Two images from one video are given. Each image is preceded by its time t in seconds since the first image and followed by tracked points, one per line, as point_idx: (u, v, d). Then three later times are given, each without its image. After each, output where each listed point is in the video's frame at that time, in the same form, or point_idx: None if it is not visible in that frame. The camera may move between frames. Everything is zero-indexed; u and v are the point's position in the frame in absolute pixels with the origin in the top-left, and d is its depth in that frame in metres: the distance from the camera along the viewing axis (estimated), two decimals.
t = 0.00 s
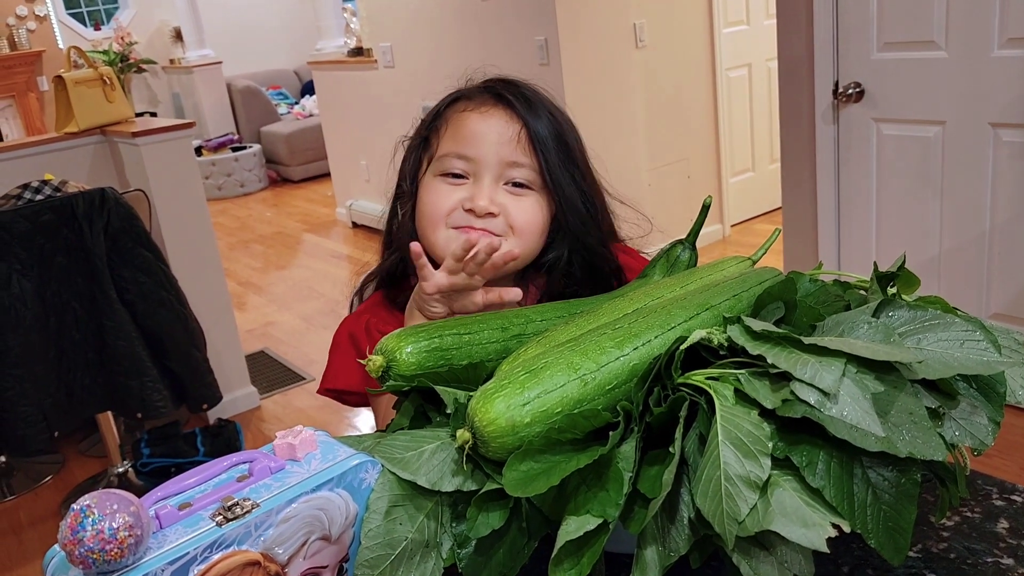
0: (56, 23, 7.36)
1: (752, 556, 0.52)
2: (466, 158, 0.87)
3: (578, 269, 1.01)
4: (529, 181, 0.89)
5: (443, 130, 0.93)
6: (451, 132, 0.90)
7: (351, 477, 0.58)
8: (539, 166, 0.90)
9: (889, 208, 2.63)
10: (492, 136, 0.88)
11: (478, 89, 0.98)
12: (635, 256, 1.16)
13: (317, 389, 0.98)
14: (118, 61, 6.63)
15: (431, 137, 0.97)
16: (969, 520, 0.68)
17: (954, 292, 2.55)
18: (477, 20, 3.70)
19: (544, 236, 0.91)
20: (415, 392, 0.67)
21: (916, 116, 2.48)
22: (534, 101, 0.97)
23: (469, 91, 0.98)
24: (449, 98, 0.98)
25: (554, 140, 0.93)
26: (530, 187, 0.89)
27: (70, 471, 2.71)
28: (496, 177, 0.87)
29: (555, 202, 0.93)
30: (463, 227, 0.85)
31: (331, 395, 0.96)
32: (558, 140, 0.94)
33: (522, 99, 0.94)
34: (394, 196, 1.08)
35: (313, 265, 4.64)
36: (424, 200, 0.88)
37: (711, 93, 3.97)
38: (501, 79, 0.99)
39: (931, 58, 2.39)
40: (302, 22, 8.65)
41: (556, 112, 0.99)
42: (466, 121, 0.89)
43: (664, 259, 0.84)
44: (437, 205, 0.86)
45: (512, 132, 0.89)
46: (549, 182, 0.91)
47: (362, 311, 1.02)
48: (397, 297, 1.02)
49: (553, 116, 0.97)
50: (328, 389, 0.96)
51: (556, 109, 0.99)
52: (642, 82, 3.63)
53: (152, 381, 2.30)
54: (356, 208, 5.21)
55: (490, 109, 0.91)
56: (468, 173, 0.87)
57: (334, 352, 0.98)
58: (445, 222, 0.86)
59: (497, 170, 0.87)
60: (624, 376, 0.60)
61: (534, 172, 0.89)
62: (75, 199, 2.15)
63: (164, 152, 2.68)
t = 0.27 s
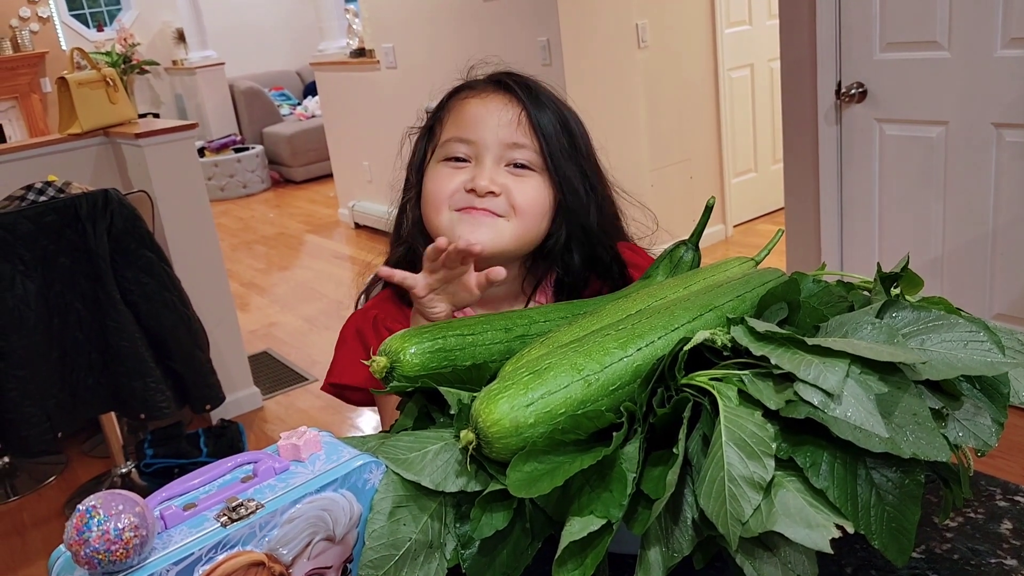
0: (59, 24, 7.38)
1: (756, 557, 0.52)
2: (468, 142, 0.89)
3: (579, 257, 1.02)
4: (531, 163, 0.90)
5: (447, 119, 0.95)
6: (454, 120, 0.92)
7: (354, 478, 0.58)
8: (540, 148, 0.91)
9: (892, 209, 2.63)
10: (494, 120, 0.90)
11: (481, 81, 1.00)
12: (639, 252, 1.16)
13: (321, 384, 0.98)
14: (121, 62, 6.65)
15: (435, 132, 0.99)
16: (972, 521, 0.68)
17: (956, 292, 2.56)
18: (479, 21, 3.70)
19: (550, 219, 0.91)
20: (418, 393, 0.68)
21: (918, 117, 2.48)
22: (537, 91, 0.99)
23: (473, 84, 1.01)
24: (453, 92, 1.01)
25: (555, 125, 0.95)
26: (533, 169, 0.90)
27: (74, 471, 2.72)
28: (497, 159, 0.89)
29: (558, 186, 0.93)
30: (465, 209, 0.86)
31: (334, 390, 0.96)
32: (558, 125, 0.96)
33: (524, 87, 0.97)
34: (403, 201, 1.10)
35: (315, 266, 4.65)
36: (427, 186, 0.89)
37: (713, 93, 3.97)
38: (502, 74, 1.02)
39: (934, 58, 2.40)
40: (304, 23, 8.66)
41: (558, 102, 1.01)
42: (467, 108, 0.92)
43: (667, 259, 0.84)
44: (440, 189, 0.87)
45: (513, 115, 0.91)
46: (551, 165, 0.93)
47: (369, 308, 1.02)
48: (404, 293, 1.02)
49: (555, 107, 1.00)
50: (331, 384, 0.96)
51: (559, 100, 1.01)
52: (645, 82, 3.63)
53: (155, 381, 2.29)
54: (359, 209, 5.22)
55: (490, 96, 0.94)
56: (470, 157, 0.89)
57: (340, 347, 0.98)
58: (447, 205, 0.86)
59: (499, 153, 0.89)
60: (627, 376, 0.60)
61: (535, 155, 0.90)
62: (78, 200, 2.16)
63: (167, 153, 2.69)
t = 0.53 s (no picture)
0: (62, 25, 7.39)
1: (756, 559, 0.52)
2: (446, 150, 0.92)
3: (568, 260, 1.03)
4: (509, 170, 0.94)
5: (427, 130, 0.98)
6: (433, 130, 0.95)
7: (355, 479, 0.58)
8: (517, 155, 0.95)
9: (893, 210, 2.63)
10: (471, 130, 0.93)
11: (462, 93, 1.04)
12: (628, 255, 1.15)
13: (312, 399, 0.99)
14: (123, 63, 6.66)
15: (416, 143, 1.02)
16: (973, 523, 0.67)
17: (958, 292, 2.56)
18: (481, 22, 3.70)
19: (529, 224, 0.95)
20: (419, 394, 0.68)
21: (920, 117, 2.48)
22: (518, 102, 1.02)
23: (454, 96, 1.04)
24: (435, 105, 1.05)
25: (535, 132, 0.99)
26: (511, 176, 0.93)
27: (76, 472, 2.72)
28: (475, 166, 0.92)
29: (539, 191, 0.97)
30: (443, 214, 0.88)
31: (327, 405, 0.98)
32: (538, 133, 0.99)
33: (504, 98, 1.00)
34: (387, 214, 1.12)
35: (317, 266, 4.65)
36: (408, 193, 0.92)
37: (715, 94, 3.97)
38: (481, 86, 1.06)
39: (935, 59, 2.40)
40: (305, 24, 8.67)
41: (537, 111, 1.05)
42: (446, 118, 0.95)
43: (668, 261, 0.84)
44: (418, 195, 0.90)
45: (491, 123, 0.95)
46: (530, 171, 0.96)
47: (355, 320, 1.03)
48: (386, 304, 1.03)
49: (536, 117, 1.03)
50: (324, 400, 0.97)
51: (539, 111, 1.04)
52: (647, 83, 3.63)
53: (156, 382, 2.30)
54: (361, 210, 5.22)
55: (469, 105, 0.97)
56: (448, 166, 0.92)
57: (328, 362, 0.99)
58: (425, 211, 0.89)
59: (477, 161, 0.92)
60: (627, 378, 0.60)
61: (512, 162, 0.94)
62: (80, 201, 2.16)
63: (169, 154, 2.69)
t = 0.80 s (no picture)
0: (64, 25, 7.40)
1: (758, 556, 0.52)
2: (413, 168, 0.92)
3: (546, 269, 1.03)
4: (478, 188, 0.93)
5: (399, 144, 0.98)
6: (403, 146, 0.95)
7: (358, 477, 0.58)
8: (486, 172, 0.94)
9: (895, 209, 2.63)
10: (438, 147, 0.93)
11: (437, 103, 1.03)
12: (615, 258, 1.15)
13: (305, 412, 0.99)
14: (125, 63, 6.67)
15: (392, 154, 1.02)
16: (975, 521, 0.68)
17: (960, 292, 2.56)
18: (482, 21, 3.71)
19: (500, 241, 0.94)
20: (421, 392, 0.68)
21: (922, 118, 2.48)
22: (492, 112, 1.01)
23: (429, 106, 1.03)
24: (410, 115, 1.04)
25: (506, 148, 0.97)
26: (479, 194, 0.93)
27: (78, 471, 2.73)
28: (442, 183, 0.92)
29: (510, 206, 0.96)
30: (409, 232, 0.90)
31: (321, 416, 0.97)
32: (509, 148, 0.98)
33: (475, 111, 0.99)
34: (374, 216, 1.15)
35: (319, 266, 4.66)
36: (379, 211, 0.93)
37: (716, 94, 3.97)
38: (458, 94, 1.04)
39: (937, 58, 2.40)
40: (307, 24, 8.68)
41: (513, 120, 1.03)
42: (415, 134, 0.95)
43: (669, 261, 0.84)
44: (387, 215, 0.92)
45: (458, 140, 0.94)
46: (502, 187, 0.96)
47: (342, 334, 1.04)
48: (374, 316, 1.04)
49: (510, 127, 1.02)
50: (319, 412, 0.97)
51: (514, 119, 1.03)
52: (648, 83, 3.63)
53: (159, 381, 2.30)
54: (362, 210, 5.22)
55: (439, 121, 0.96)
56: (416, 183, 0.92)
57: (321, 375, 0.99)
58: (393, 231, 0.91)
59: (444, 179, 0.92)
60: (628, 376, 0.60)
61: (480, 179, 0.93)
62: (82, 200, 2.17)
63: (171, 154, 2.69)
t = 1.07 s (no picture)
0: (66, 25, 7.41)
1: (760, 557, 0.52)
2: (413, 159, 0.94)
3: (546, 263, 1.02)
4: (477, 175, 0.95)
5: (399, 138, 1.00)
6: (403, 138, 0.97)
7: (359, 477, 0.58)
8: (484, 159, 0.96)
9: (897, 210, 2.63)
10: (435, 137, 0.95)
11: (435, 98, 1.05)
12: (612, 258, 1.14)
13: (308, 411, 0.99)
14: (127, 63, 6.68)
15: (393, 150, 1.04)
16: (977, 522, 0.67)
17: (961, 292, 2.56)
18: (484, 21, 3.71)
19: (500, 227, 0.96)
20: (422, 392, 0.67)
21: (924, 118, 2.48)
22: (490, 104, 1.03)
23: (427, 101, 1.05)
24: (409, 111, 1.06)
25: (503, 137, 0.99)
26: (478, 180, 0.94)
27: (79, 471, 2.73)
28: (441, 171, 0.94)
29: (509, 193, 0.97)
30: (414, 223, 0.92)
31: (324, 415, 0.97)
32: (507, 137, 1.00)
33: (472, 103, 1.01)
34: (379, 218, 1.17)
35: (320, 266, 4.66)
36: (381, 205, 0.95)
37: (718, 94, 3.97)
38: (456, 90, 1.06)
39: (939, 58, 2.40)
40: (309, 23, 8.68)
41: (511, 112, 1.05)
42: (413, 125, 0.97)
43: (671, 260, 0.84)
44: (389, 207, 0.93)
45: (456, 128, 0.96)
46: (500, 175, 0.97)
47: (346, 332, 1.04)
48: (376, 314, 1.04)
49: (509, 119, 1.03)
50: (321, 411, 0.97)
51: (512, 110, 1.05)
52: (650, 83, 3.63)
53: (160, 381, 2.30)
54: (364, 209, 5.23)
55: (436, 113, 0.98)
56: (416, 173, 0.94)
57: (324, 373, 0.99)
58: (395, 222, 0.92)
59: (443, 167, 0.94)
60: (630, 377, 0.60)
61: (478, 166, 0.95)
62: (84, 200, 2.17)
63: (172, 154, 2.70)
